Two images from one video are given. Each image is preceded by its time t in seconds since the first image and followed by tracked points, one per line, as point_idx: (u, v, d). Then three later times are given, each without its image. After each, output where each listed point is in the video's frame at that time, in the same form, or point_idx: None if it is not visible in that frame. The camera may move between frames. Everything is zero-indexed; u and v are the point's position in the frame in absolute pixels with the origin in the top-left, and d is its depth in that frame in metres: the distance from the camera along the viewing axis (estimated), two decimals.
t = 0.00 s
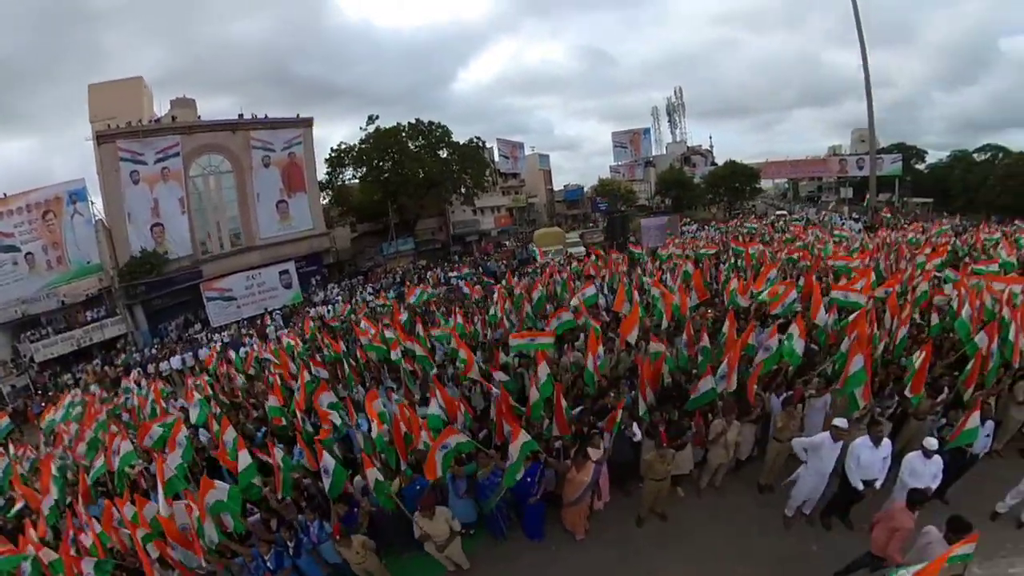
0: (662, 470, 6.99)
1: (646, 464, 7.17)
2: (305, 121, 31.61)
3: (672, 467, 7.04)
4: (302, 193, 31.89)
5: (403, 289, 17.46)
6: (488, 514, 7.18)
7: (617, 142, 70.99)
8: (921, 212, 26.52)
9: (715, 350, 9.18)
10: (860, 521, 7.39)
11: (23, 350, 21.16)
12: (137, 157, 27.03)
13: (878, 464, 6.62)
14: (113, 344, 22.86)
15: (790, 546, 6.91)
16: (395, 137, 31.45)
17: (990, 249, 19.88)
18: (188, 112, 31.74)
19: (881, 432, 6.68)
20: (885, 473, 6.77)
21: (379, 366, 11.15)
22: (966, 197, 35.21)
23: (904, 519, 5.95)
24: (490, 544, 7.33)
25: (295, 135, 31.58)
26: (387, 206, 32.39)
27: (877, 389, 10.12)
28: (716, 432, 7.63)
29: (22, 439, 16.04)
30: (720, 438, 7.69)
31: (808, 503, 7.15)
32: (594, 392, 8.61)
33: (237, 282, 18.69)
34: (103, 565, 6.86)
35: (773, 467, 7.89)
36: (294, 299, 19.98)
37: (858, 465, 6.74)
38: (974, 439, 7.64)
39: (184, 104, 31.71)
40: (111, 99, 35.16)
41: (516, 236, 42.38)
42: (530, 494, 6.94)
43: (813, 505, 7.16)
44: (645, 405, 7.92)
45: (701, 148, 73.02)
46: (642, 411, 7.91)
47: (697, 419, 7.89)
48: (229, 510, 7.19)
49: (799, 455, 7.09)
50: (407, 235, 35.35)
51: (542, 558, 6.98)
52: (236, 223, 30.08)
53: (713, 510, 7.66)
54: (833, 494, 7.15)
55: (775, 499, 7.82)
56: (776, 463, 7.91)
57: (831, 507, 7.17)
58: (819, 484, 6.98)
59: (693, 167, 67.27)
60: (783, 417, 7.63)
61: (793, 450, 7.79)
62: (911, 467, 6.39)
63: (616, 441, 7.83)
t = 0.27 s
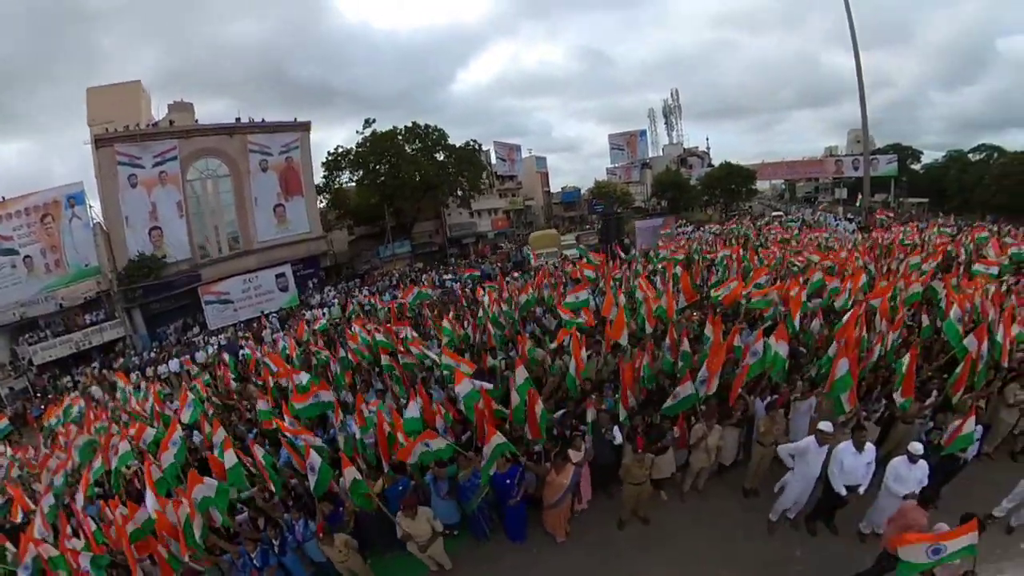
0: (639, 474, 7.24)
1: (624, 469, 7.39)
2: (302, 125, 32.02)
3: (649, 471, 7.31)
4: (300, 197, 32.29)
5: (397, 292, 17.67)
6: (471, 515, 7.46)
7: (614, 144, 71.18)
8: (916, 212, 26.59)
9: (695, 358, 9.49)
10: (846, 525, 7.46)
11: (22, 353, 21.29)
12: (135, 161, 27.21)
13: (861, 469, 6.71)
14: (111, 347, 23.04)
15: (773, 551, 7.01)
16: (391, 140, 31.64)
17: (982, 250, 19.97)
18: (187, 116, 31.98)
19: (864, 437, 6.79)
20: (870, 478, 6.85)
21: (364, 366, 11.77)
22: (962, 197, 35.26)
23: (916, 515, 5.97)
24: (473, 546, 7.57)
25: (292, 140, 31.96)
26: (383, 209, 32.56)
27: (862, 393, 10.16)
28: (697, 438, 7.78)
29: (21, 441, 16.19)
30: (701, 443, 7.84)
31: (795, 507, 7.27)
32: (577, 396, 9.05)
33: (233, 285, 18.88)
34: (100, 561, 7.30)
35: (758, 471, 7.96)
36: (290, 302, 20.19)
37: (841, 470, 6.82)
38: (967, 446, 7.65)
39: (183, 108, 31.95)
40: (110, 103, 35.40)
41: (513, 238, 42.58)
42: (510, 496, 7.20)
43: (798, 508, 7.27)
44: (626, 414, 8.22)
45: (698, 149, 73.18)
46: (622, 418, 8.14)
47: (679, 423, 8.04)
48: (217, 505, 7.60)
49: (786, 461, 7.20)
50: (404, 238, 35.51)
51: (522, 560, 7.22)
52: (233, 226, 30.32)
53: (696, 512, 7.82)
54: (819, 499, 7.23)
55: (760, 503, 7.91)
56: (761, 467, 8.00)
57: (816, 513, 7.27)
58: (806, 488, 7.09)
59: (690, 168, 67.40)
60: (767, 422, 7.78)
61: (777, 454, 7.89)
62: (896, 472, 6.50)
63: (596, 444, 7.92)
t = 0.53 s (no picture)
0: (617, 475, 7.68)
1: (604, 470, 7.85)
2: (310, 132, 32.90)
3: (628, 472, 7.75)
4: (308, 202, 33.19)
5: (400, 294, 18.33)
6: (456, 510, 8.02)
7: (613, 147, 71.74)
8: (912, 214, 26.98)
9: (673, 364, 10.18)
10: (828, 531, 7.76)
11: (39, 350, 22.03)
12: (149, 166, 28.03)
13: (840, 474, 6.96)
14: (125, 345, 23.80)
15: (755, 555, 7.35)
16: (395, 146, 32.37)
17: (971, 253, 20.40)
18: (198, 122, 32.83)
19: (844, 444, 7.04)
20: (851, 485, 7.05)
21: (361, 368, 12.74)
22: (958, 200, 35.61)
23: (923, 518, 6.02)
24: (460, 540, 8.16)
25: (301, 146, 32.87)
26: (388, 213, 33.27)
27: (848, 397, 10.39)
28: (677, 441, 8.26)
29: (40, 434, 16.86)
30: (681, 446, 8.33)
31: (776, 510, 7.62)
32: (562, 396, 9.66)
33: (244, 287, 19.57)
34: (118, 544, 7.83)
35: (740, 475, 8.41)
36: (297, 303, 20.89)
37: (821, 475, 7.12)
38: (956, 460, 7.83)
39: (194, 114, 32.81)
40: (123, 109, 36.32)
41: (515, 241, 43.26)
42: (493, 493, 7.70)
43: (779, 511, 7.60)
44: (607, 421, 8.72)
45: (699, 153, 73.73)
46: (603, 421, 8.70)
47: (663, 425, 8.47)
48: (216, 492, 8.75)
49: (770, 466, 7.51)
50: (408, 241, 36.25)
51: (508, 556, 7.74)
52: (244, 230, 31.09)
53: (678, 514, 8.27)
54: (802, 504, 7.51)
55: (742, 506, 8.34)
56: (743, 471, 8.39)
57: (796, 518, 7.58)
58: (786, 492, 7.43)
59: (689, 172, 67.94)
60: (749, 426, 8.09)
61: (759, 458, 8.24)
62: (878, 478, 6.84)
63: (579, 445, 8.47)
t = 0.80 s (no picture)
0: (591, 474, 7.97)
1: (580, 469, 8.15)
2: (316, 138, 33.70)
3: (602, 471, 8.01)
4: (315, 206, 33.99)
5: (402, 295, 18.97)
6: (438, 504, 8.50)
7: (613, 152, 72.33)
8: (908, 216, 27.33)
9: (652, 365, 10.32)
10: (806, 537, 7.84)
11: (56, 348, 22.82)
12: (161, 171, 28.86)
13: (817, 481, 6.91)
14: (137, 343, 24.55)
15: (733, 559, 7.50)
16: (399, 152, 33.07)
17: (961, 254, 20.77)
18: (208, 129, 33.69)
19: (822, 449, 6.94)
20: (830, 491, 6.99)
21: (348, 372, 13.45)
22: (953, 202, 35.93)
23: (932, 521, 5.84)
24: (442, 534, 8.68)
25: (307, 151, 33.67)
26: (393, 217, 33.98)
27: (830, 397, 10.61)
28: (654, 443, 8.54)
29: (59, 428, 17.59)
30: (657, 447, 8.59)
31: (756, 514, 7.63)
32: (542, 395, 10.25)
33: (253, 289, 20.25)
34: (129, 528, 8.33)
35: (720, 478, 8.57)
36: (303, 303, 21.57)
37: (798, 481, 7.07)
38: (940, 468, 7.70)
39: (204, 121, 33.68)
40: (136, 116, 37.30)
41: (516, 243, 43.90)
42: (472, 489, 8.11)
43: (758, 516, 7.63)
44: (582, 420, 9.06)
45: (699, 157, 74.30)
46: (580, 422, 9.00)
47: (640, 428, 8.77)
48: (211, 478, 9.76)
49: (748, 470, 7.56)
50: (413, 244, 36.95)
51: (488, 552, 8.17)
52: (252, 234, 31.95)
53: (656, 515, 8.54)
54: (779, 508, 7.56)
55: (721, 508, 8.56)
56: (722, 474, 8.56)
57: (774, 523, 7.68)
58: (763, 496, 7.45)
59: (688, 175, 68.49)
60: (728, 429, 8.27)
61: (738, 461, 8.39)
62: (858, 485, 6.85)
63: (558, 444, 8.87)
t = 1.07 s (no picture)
0: (563, 470, 8.23)
1: (552, 465, 8.39)
2: (321, 144, 34.60)
3: (573, 467, 8.28)
4: (322, 210, 34.95)
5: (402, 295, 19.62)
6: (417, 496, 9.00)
7: (613, 156, 73.01)
8: (903, 218, 27.67)
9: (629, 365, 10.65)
10: (784, 543, 7.75)
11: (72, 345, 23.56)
12: (172, 175, 29.73)
13: (790, 485, 6.87)
14: (149, 341, 25.29)
15: (707, 560, 7.53)
16: (403, 157, 33.82)
17: (949, 254, 21.14)
18: (218, 135, 34.59)
19: (796, 454, 6.90)
20: (804, 496, 6.95)
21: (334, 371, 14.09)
22: (948, 204, 36.23)
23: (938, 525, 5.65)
24: (421, 526, 9.13)
25: (314, 157, 34.57)
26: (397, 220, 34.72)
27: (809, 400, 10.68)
28: (627, 443, 8.72)
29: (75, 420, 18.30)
30: (630, 447, 8.77)
31: (731, 517, 7.65)
32: (520, 394, 10.96)
33: (261, 289, 20.95)
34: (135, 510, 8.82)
35: (696, 479, 8.67)
36: (309, 304, 22.25)
37: (771, 486, 7.05)
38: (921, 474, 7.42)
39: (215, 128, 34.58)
40: (148, 123, 38.34)
41: (517, 246, 44.58)
42: (448, 481, 8.63)
43: (733, 519, 7.65)
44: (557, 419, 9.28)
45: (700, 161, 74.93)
46: (555, 420, 9.27)
47: (613, 427, 9.04)
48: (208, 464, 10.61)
49: (720, 472, 7.58)
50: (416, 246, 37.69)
51: (465, 545, 8.57)
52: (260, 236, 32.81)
53: (630, 514, 8.70)
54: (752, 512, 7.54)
55: (696, 509, 8.63)
56: (697, 475, 8.66)
57: (748, 527, 7.68)
58: (737, 498, 7.44)
59: (686, 178, 69.07)
60: (702, 431, 8.50)
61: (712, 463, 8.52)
62: (834, 491, 6.76)
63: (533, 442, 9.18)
